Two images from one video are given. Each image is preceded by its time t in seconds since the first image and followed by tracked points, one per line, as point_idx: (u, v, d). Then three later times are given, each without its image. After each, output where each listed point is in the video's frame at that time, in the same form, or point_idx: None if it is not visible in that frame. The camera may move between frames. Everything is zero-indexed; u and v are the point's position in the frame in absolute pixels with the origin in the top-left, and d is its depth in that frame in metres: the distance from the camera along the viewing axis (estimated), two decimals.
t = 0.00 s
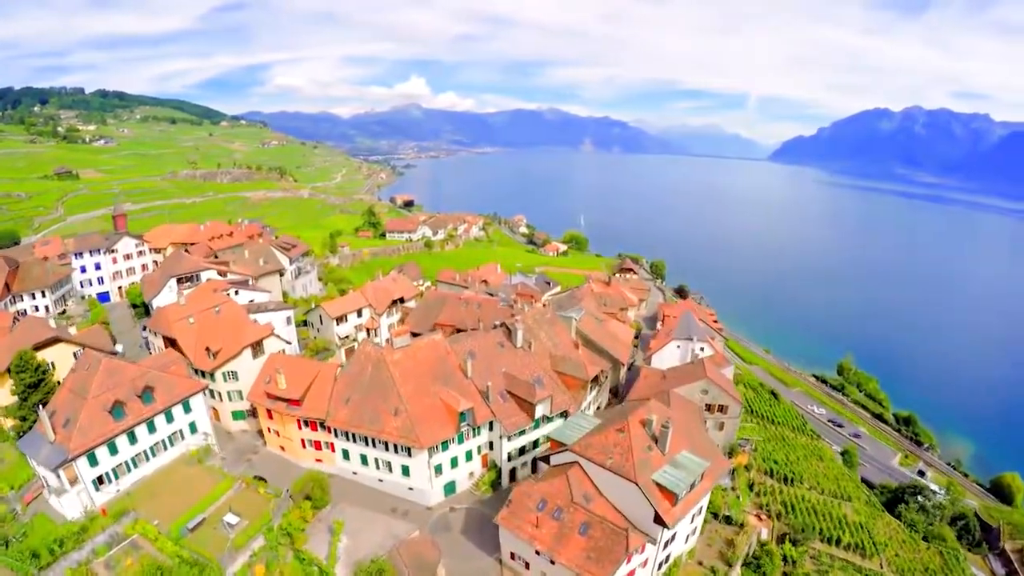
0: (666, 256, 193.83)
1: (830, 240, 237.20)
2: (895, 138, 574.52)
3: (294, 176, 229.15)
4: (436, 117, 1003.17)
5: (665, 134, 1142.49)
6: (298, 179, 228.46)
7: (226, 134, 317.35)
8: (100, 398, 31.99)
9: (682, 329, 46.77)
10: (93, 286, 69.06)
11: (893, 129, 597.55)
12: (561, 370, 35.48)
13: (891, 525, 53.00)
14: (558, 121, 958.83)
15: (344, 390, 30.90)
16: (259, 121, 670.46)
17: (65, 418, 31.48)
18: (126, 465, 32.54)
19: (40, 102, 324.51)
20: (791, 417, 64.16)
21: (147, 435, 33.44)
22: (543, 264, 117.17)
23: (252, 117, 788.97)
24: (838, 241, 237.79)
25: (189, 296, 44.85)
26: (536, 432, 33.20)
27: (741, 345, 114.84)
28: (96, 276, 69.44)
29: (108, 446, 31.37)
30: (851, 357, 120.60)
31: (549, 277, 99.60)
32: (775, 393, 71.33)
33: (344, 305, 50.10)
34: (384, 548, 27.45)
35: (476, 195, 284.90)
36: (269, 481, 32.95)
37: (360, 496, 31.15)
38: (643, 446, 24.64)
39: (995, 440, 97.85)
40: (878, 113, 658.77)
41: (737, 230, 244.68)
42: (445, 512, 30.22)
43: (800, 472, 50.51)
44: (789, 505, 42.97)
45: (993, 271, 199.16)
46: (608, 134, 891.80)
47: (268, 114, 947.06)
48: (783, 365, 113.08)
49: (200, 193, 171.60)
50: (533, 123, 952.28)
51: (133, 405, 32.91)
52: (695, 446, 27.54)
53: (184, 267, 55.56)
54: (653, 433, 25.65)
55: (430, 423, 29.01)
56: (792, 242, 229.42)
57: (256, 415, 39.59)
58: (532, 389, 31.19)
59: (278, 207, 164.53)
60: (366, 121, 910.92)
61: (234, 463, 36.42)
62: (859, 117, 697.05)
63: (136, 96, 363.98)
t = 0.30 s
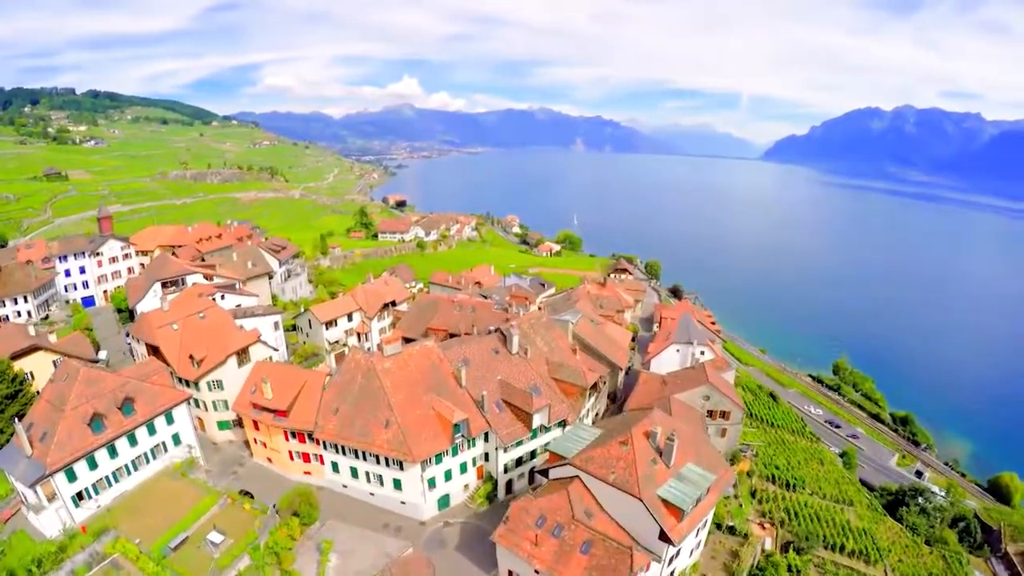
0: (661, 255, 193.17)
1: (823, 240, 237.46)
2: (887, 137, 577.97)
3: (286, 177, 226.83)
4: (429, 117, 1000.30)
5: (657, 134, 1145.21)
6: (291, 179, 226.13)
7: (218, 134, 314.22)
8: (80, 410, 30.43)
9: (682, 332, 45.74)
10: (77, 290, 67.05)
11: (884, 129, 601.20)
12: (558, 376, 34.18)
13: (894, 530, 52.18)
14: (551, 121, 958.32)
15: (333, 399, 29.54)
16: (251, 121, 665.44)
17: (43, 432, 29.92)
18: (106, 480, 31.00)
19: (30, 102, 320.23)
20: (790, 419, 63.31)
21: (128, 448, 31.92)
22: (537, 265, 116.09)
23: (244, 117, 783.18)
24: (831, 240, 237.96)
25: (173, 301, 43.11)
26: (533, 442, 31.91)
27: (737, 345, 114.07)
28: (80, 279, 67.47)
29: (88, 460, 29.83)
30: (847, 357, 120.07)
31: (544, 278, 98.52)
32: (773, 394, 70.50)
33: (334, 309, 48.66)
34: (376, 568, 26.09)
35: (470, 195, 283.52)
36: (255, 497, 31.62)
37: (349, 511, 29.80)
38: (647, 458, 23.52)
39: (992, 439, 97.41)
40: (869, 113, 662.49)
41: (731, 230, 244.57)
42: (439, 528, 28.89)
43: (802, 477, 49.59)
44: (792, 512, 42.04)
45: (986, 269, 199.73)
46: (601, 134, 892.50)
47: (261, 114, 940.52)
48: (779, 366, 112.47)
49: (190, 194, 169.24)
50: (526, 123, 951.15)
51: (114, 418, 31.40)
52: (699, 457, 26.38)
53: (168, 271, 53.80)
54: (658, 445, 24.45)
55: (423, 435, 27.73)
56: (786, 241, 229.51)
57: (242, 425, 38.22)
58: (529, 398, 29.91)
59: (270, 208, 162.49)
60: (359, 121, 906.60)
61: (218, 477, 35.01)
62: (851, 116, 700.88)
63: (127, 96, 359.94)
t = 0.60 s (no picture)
0: (655, 254, 192.42)
1: (816, 239, 237.72)
2: (877, 136, 581.15)
3: (277, 177, 224.41)
4: (422, 117, 996.71)
5: (650, 134, 1147.99)
6: (282, 180, 223.85)
7: (208, 135, 310.86)
8: (56, 425, 28.86)
9: (681, 335, 44.62)
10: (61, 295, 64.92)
11: (874, 127, 604.83)
12: (555, 384, 32.98)
13: (896, 534, 51.41)
14: (544, 121, 957.64)
15: (321, 411, 28.15)
16: (241, 121, 659.91)
17: (17, 448, 28.33)
18: (85, 498, 29.49)
19: (17, 103, 315.70)
20: (789, 421, 62.60)
21: (108, 463, 30.37)
22: (531, 265, 115.05)
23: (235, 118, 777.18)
24: (824, 239, 238.23)
25: (154, 307, 41.47)
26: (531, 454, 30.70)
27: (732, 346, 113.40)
28: (63, 284, 65.28)
29: (65, 477, 28.32)
30: (842, 356, 119.66)
31: (537, 279, 97.33)
32: (771, 396, 69.76)
33: (323, 313, 47.20)
34: None
35: (462, 196, 282.03)
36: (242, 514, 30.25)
37: (340, 528, 28.48)
38: (653, 473, 22.50)
39: (988, 436, 96.97)
40: (860, 112, 666.43)
41: (724, 229, 244.47)
42: (433, 545, 27.56)
43: (803, 482, 48.76)
44: (795, 518, 41.07)
45: (977, 267, 200.36)
46: (594, 133, 893.13)
47: (252, 115, 933.69)
48: (775, 365, 111.83)
49: (179, 195, 166.80)
50: (519, 123, 950.16)
51: (92, 432, 29.85)
52: (704, 471, 25.42)
53: (153, 276, 51.66)
54: (663, 459, 23.47)
55: (415, 449, 26.45)
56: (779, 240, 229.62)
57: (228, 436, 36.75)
58: (526, 409, 28.71)
59: (260, 210, 160.38)
60: (350, 121, 902.05)
61: (204, 491, 33.58)
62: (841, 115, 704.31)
63: (116, 96, 355.79)
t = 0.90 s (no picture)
0: (650, 254, 191.71)
1: (810, 237, 237.91)
2: (869, 135, 584.24)
3: (268, 177, 222.13)
4: (415, 117, 993.46)
5: (643, 134, 1149.97)
6: (274, 181, 221.68)
7: (200, 135, 307.76)
8: (31, 440, 27.32)
9: (681, 339, 43.59)
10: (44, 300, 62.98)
11: (866, 127, 608.06)
12: (554, 392, 31.85)
13: (900, 538, 50.69)
14: (537, 121, 957.02)
15: (310, 423, 26.89)
16: (234, 121, 654.02)
17: None
18: (65, 516, 27.96)
19: (6, 103, 311.46)
20: (789, 424, 61.84)
21: (88, 479, 28.89)
22: (524, 265, 114.29)
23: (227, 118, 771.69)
24: (818, 237, 238.47)
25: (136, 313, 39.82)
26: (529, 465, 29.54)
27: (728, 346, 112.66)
28: (47, 289, 63.19)
29: (43, 495, 26.80)
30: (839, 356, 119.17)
31: (532, 280, 96.22)
32: (770, 398, 68.95)
33: (313, 318, 46.03)
34: None
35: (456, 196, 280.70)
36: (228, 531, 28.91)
37: (330, 546, 27.16)
38: (660, 489, 21.53)
39: (986, 435, 96.47)
40: (851, 111, 670.02)
41: (719, 228, 244.31)
42: (429, 562, 26.30)
43: (806, 487, 47.94)
44: (801, 526, 40.16)
45: (970, 266, 200.85)
46: (587, 133, 893.61)
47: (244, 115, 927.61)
48: (771, 365, 111.12)
49: (170, 196, 164.48)
50: (512, 123, 949.10)
51: (71, 447, 28.37)
52: (712, 485, 24.44)
53: (136, 280, 50.52)
54: (671, 474, 22.51)
55: (409, 464, 25.25)
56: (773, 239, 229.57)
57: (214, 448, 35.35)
58: (524, 420, 27.55)
59: (251, 210, 158.33)
60: (342, 121, 897.71)
61: (189, 506, 32.11)
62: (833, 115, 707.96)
63: (107, 96, 351.75)
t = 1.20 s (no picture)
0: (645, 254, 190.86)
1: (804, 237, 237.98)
2: (861, 135, 587.08)
3: (260, 178, 219.70)
4: (408, 117, 990.02)
5: (636, 134, 1151.65)
6: (266, 181, 219.41)
7: (192, 136, 304.55)
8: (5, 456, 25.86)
9: (682, 342, 42.60)
10: (27, 305, 60.89)
11: (858, 126, 610.90)
12: (553, 402, 30.64)
13: (903, 543, 49.98)
14: (531, 121, 956.20)
15: (298, 437, 25.58)
16: (226, 121, 648.94)
17: None
18: (43, 535, 26.57)
19: None
20: (789, 426, 61.06)
21: (67, 496, 27.41)
22: (519, 266, 113.16)
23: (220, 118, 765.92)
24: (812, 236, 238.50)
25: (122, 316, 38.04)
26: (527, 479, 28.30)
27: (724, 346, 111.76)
28: (31, 293, 61.05)
29: (19, 514, 25.39)
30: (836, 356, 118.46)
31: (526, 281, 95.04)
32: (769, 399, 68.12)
33: (303, 323, 44.76)
34: None
35: (450, 196, 279.19)
36: (212, 551, 27.68)
37: (320, 564, 25.94)
38: (669, 507, 20.72)
39: (984, 435, 96.08)
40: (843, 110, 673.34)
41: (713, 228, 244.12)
42: None
43: (809, 493, 47.11)
44: (806, 533, 39.35)
45: (963, 265, 201.25)
46: (581, 133, 893.59)
47: (236, 116, 921.00)
48: (768, 365, 110.25)
49: (160, 197, 162.03)
50: (506, 123, 947.56)
51: (48, 463, 26.90)
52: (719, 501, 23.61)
53: (120, 285, 48.63)
54: (679, 490, 21.69)
55: (403, 481, 24.03)
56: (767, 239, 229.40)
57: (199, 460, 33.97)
58: (522, 432, 26.37)
59: (243, 211, 156.13)
60: (335, 121, 893.21)
61: (173, 523, 30.76)
62: (825, 114, 710.95)
63: (97, 97, 347.57)
